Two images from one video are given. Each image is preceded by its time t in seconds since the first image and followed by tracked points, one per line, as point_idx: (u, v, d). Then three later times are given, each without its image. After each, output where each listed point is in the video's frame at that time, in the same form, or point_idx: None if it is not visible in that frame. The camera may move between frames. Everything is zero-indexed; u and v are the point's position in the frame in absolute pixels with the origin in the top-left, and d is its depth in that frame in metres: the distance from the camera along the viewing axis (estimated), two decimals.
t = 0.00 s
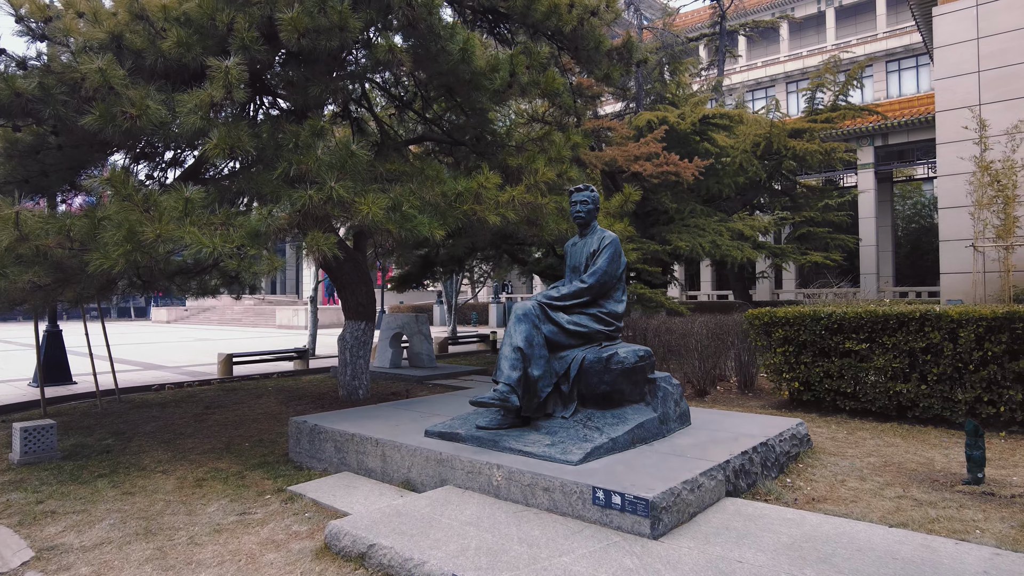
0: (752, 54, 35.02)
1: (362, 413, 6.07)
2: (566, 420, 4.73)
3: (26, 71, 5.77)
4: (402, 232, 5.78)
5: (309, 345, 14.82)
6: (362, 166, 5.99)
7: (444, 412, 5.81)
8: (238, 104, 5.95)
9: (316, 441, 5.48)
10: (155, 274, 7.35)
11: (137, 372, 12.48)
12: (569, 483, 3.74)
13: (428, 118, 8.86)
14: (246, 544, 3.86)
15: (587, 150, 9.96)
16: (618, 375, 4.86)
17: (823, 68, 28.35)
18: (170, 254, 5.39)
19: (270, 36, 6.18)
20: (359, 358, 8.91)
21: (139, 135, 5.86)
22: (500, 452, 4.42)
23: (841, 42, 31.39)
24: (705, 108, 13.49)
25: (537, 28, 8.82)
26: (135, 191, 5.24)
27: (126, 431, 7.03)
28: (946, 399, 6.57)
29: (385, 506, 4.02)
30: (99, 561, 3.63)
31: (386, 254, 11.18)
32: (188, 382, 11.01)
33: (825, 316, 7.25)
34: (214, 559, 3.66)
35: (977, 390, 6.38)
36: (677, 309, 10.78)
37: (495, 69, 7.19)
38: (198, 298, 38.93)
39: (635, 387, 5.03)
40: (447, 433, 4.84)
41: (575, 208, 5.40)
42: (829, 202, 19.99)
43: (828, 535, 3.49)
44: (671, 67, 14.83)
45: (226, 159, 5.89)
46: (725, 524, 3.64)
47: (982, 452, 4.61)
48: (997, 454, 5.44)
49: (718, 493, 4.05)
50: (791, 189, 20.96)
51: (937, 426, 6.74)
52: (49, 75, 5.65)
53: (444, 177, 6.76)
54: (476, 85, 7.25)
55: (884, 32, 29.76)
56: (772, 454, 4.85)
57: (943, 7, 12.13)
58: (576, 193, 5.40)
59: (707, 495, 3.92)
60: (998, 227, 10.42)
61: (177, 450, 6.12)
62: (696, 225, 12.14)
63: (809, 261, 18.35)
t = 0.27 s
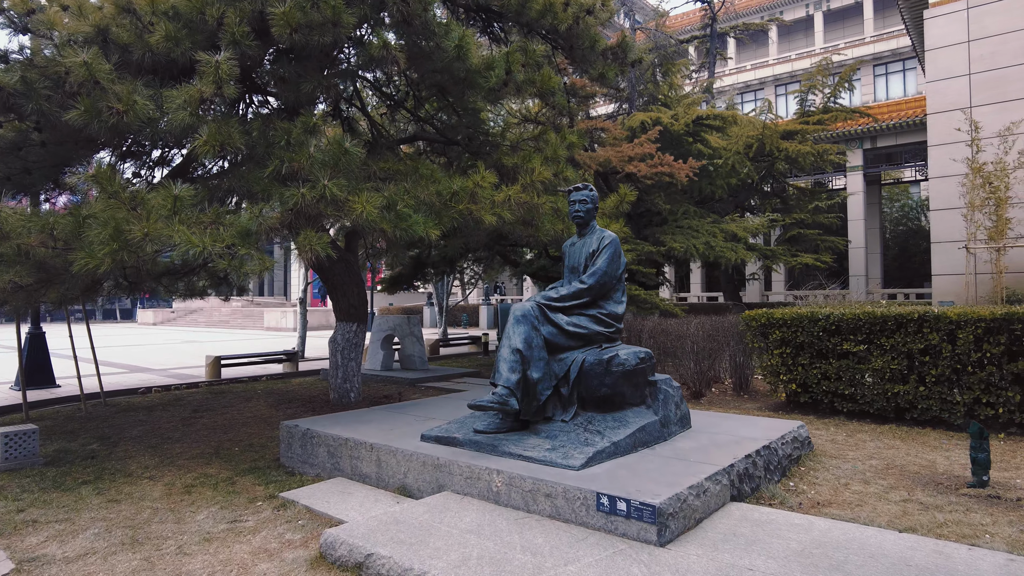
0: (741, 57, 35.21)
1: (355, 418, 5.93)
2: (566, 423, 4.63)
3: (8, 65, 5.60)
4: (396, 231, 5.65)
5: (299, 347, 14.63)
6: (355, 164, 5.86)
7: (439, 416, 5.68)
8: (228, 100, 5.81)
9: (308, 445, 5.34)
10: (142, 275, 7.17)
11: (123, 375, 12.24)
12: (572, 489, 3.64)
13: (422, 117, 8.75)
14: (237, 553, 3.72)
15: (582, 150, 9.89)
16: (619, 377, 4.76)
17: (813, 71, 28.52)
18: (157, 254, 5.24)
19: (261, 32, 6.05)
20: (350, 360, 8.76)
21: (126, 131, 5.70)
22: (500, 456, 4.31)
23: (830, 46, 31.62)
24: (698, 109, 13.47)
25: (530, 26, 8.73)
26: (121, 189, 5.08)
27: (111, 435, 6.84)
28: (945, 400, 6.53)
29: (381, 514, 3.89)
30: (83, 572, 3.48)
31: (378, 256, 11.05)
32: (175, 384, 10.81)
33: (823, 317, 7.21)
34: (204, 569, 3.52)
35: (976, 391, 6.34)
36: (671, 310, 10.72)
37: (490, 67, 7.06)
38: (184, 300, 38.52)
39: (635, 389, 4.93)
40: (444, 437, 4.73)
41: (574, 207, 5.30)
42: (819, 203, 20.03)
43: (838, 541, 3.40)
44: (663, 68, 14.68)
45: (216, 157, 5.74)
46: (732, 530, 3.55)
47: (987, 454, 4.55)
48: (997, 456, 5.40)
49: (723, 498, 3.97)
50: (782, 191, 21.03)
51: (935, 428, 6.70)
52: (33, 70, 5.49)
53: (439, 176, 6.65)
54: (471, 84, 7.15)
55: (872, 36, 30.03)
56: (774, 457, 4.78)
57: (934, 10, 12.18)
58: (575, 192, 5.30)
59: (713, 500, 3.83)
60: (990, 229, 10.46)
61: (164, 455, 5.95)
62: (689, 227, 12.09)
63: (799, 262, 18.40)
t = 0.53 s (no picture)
0: (730, 60, 35.40)
1: (350, 421, 5.82)
2: (568, 426, 4.54)
3: None
4: (394, 230, 5.55)
5: (288, 349, 14.45)
6: (351, 162, 5.75)
7: (437, 419, 5.58)
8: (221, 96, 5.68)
9: (303, 449, 5.22)
10: (130, 275, 7.01)
11: (109, 378, 12.02)
12: (578, 494, 3.55)
13: (417, 116, 8.66)
14: (232, 562, 3.60)
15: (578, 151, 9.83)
16: (621, 379, 4.68)
17: (802, 74, 28.71)
18: (147, 253, 5.09)
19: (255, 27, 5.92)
20: (343, 362, 8.63)
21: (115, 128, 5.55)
22: (502, 460, 4.22)
23: (818, 49, 31.84)
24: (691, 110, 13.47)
25: (526, 24, 8.67)
26: (110, 186, 4.94)
27: (98, 439, 6.67)
28: (944, 402, 6.52)
29: (381, 520, 3.79)
30: None
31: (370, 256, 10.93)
32: (163, 387, 10.62)
33: (821, 319, 7.18)
34: None
35: (975, 392, 6.33)
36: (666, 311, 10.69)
37: (486, 66, 7.06)
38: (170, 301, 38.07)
39: (638, 391, 4.86)
40: (443, 440, 4.62)
41: (574, 206, 5.22)
42: (810, 205, 20.13)
43: (851, 545, 3.34)
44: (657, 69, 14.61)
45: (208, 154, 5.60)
46: (742, 535, 3.48)
47: (992, 456, 4.52)
48: (998, 457, 5.39)
49: (730, 502, 3.90)
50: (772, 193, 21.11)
51: (933, 429, 6.69)
52: (18, 63, 5.33)
53: (435, 174, 6.55)
54: (467, 81, 7.05)
55: (860, 39, 30.30)
56: (779, 459, 4.72)
57: (925, 13, 12.23)
58: (575, 191, 5.22)
59: (721, 505, 3.76)
60: (982, 231, 10.52)
61: (154, 460, 5.80)
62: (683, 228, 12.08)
63: (790, 264, 18.48)
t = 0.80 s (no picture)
0: (716, 63, 35.57)
1: (344, 425, 5.68)
2: (570, 431, 4.45)
3: None
4: (390, 231, 5.42)
5: (275, 351, 14.22)
6: (344, 160, 5.61)
7: (433, 423, 5.46)
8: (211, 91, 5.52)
9: (296, 455, 5.07)
10: (114, 275, 6.80)
11: (91, 380, 11.74)
12: (585, 502, 3.46)
13: (409, 115, 8.53)
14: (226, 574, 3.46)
15: (572, 151, 9.76)
16: (624, 383, 4.60)
17: (788, 77, 28.90)
18: (135, 253, 4.92)
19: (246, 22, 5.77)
20: (333, 364, 8.48)
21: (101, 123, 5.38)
22: (504, 467, 4.11)
23: (803, 53, 32.08)
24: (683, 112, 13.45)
25: (521, 23, 8.57)
26: (96, 183, 4.77)
27: (81, 445, 6.47)
28: (941, 404, 6.52)
29: (381, 529, 3.67)
30: None
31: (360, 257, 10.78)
32: (147, 390, 10.38)
33: (818, 321, 7.15)
34: None
35: (972, 394, 6.34)
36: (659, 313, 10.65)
37: (482, 64, 6.97)
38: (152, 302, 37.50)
39: (641, 395, 4.78)
40: (442, 446, 4.51)
41: (575, 207, 5.12)
42: (797, 207, 20.24)
43: (864, 553, 3.27)
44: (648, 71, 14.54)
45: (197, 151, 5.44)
46: (753, 543, 3.41)
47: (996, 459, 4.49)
48: (998, 460, 5.37)
49: (738, 508, 3.82)
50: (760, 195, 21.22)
51: (930, 432, 6.68)
52: None
53: (430, 174, 6.43)
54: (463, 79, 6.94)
55: (845, 44, 30.59)
56: (782, 464, 4.66)
57: (913, 18, 12.27)
58: (575, 191, 5.12)
59: (729, 511, 3.68)
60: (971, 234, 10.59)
61: (140, 467, 5.62)
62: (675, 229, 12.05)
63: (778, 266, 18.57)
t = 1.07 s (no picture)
0: (701, 64, 35.71)
1: (335, 428, 5.56)
2: (568, 433, 4.38)
3: None
4: (382, 228, 5.31)
5: (260, 351, 14.00)
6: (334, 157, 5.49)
7: (426, 425, 5.36)
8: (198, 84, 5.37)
9: (286, 458, 4.95)
10: (95, 273, 6.61)
11: (70, 382, 11.46)
12: (587, 505, 3.38)
13: (399, 112, 8.40)
14: None
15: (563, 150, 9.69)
16: (623, 383, 4.53)
17: (773, 79, 29.09)
18: (118, 250, 4.79)
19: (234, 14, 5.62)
20: (320, 365, 8.34)
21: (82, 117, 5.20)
22: (502, 469, 4.02)
23: (787, 55, 32.32)
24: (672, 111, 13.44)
25: (512, 20, 8.48)
26: (78, 178, 4.61)
27: (61, 449, 6.28)
28: (933, 403, 6.53)
29: (377, 535, 3.57)
30: None
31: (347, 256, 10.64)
32: (129, 391, 10.15)
33: (811, 321, 7.14)
34: None
35: (964, 394, 6.36)
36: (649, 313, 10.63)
37: (474, 60, 6.88)
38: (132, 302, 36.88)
39: (639, 396, 4.71)
40: (438, 448, 4.41)
41: (571, 205, 5.04)
42: (783, 208, 20.37)
43: (870, 555, 3.23)
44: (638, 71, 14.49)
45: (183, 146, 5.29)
46: (758, 546, 3.35)
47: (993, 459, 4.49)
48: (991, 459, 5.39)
49: (739, 510, 3.77)
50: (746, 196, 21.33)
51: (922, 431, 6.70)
52: None
53: (422, 171, 6.32)
54: (455, 75, 6.83)
55: (828, 46, 30.86)
56: (781, 464, 4.62)
57: (900, 20, 12.33)
58: (572, 188, 5.04)
59: (732, 513, 3.62)
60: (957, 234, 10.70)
61: (123, 471, 5.45)
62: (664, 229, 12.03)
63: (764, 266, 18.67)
